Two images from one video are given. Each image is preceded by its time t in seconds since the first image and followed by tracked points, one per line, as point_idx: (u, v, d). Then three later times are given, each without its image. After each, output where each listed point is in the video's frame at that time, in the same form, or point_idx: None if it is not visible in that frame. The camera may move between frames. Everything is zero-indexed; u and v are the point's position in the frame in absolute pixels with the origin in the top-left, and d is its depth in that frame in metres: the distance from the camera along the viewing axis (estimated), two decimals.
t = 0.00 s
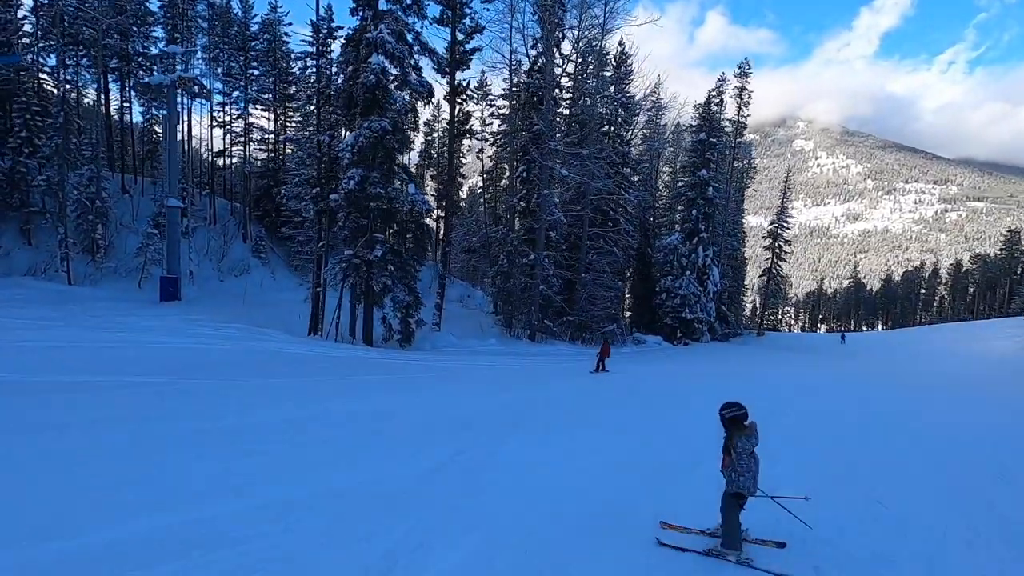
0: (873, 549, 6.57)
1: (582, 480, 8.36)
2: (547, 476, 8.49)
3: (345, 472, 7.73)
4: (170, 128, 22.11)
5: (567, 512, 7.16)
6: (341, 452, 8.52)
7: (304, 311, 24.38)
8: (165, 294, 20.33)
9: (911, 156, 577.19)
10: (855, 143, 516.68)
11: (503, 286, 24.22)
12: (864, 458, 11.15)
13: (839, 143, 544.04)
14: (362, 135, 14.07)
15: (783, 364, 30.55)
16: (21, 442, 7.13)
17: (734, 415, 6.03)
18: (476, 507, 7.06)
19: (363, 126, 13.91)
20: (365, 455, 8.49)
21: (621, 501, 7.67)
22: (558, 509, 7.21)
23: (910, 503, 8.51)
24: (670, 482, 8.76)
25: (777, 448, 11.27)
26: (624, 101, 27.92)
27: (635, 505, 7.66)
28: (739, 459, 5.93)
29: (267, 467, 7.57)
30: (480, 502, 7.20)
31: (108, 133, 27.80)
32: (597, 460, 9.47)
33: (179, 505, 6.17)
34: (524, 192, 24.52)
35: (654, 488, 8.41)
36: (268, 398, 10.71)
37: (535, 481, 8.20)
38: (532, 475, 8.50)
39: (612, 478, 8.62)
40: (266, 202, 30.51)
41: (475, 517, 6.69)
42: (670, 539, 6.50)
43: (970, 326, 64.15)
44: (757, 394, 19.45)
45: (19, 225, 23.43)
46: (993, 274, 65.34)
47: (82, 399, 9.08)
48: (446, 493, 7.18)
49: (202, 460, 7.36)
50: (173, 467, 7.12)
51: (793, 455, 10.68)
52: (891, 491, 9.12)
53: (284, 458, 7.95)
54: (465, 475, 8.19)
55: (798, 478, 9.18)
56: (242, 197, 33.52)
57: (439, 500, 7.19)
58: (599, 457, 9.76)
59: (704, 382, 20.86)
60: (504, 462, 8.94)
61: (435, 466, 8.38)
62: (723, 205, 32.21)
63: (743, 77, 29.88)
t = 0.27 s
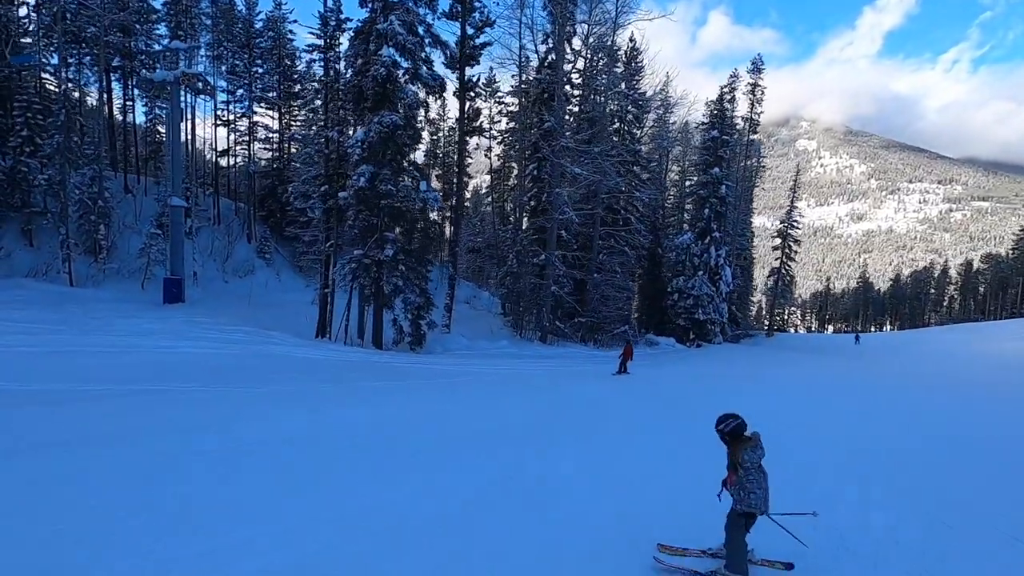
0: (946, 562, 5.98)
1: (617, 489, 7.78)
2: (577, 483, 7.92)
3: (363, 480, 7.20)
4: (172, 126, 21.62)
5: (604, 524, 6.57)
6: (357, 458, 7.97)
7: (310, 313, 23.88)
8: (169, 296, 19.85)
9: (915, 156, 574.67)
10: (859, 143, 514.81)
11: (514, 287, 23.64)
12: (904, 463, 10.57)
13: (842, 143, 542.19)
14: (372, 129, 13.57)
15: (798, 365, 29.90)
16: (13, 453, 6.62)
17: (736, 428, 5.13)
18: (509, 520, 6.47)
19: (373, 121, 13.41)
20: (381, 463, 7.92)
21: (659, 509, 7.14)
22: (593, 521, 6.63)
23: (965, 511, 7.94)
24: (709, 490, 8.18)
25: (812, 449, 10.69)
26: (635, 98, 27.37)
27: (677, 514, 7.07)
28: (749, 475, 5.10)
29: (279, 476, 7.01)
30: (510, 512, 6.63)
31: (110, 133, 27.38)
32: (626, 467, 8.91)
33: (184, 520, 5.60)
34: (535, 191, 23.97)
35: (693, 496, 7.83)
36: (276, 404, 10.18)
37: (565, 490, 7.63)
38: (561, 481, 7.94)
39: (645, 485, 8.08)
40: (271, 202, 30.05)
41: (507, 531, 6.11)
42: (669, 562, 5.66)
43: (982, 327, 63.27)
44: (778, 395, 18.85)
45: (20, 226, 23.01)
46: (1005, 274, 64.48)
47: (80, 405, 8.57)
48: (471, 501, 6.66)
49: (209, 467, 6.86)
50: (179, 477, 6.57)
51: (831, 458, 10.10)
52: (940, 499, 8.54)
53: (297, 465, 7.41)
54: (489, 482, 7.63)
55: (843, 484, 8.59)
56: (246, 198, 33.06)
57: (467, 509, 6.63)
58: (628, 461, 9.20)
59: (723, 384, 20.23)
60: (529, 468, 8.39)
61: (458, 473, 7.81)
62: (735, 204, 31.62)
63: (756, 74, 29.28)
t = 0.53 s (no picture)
0: None
1: (660, 496, 7.28)
2: (616, 489, 7.43)
3: (391, 487, 6.72)
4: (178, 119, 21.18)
5: (653, 537, 6.08)
6: (381, 463, 7.50)
7: (319, 310, 23.41)
8: (175, 292, 19.40)
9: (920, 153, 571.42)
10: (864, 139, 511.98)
11: (526, 284, 23.11)
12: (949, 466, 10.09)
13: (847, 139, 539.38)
14: (387, 119, 13.07)
15: (813, 363, 29.36)
16: (17, 458, 6.16)
17: (766, 439, 4.53)
18: (552, 533, 5.97)
19: (389, 110, 12.91)
20: (407, 468, 7.44)
21: (708, 517, 6.66)
22: (641, 533, 6.14)
23: None
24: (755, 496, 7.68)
25: (854, 451, 10.17)
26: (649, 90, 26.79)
27: (728, 524, 6.59)
28: (778, 492, 4.53)
29: (302, 483, 6.54)
30: (552, 524, 6.15)
31: (115, 126, 26.93)
32: (663, 471, 8.41)
33: (203, 537, 5.13)
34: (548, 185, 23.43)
35: (741, 503, 7.33)
36: (292, 404, 9.71)
37: (605, 497, 7.14)
38: (599, 487, 7.45)
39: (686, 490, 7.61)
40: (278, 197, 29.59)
41: (550, 546, 5.64)
42: None
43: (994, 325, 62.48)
44: (801, 395, 18.31)
45: (23, 220, 22.58)
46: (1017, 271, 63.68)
47: (87, 406, 8.11)
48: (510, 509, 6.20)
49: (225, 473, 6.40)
50: (195, 486, 6.11)
51: (876, 460, 9.59)
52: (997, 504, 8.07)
53: (319, 471, 6.94)
54: (524, 489, 7.14)
55: (894, 488, 8.11)
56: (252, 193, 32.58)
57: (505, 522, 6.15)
58: (665, 464, 8.70)
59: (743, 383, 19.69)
60: (563, 473, 7.90)
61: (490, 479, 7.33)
62: (749, 199, 31.03)
63: (772, 66, 28.65)
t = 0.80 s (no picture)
0: None
1: (708, 500, 6.86)
2: (660, 492, 7.00)
3: (424, 490, 6.31)
4: (183, 113, 20.73)
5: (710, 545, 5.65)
6: (410, 464, 7.08)
7: (327, 308, 22.99)
8: (182, 290, 18.97)
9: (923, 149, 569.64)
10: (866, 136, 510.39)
11: (540, 281, 22.67)
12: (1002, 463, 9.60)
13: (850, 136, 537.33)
14: (403, 109, 12.61)
15: (829, 361, 28.84)
16: (26, 460, 5.77)
17: (813, 444, 3.98)
18: (601, 540, 5.55)
19: (406, 100, 12.43)
20: (438, 469, 7.03)
21: (767, 526, 6.20)
22: (696, 541, 5.71)
23: None
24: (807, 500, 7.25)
25: (897, 450, 9.72)
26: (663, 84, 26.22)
27: (785, 531, 6.16)
28: (833, 503, 3.96)
29: (330, 486, 6.13)
30: (601, 530, 5.72)
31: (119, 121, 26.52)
32: (705, 473, 7.98)
33: (230, 545, 4.72)
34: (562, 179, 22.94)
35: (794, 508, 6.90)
36: (310, 404, 9.30)
37: (649, 501, 6.72)
38: (642, 490, 7.02)
39: (736, 494, 7.17)
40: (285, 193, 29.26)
41: (598, 556, 5.24)
42: None
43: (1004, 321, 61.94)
44: (824, 393, 17.85)
45: (27, 217, 22.16)
46: None
47: (98, 405, 7.71)
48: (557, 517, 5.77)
49: (251, 481, 5.98)
50: (218, 489, 5.70)
51: (923, 461, 9.14)
52: None
53: (346, 473, 6.53)
54: (564, 492, 6.72)
55: (954, 488, 7.66)
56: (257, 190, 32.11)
57: (550, 529, 5.72)
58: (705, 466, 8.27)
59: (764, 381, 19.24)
60: (602, 475, 7.47)
61: (526, 482, 6.92)
62: (763, 194, 30.51)
63: (786, 59, 28.09)
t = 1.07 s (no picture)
0: None
1: (761, 504, 6.43)
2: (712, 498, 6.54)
3: (463, 496, 5.85)
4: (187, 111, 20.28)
5: (779, 556, 5.19)
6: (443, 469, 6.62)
7: (335, 310, 22.54)
8: (188, 292, 18.52)
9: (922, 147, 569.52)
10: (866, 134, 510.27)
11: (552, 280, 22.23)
12: None
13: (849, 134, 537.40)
14: (419, 102, 12.17)
15: (844, 359, 28.38)
16: (34, 466, 5.33)
17: (887, 443, 3.38)
18: (662, 549, 5.09)
19: (422, 92, 12.00)
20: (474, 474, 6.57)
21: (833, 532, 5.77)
22: (764, 552, 5.25)
23: None
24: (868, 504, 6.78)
25: (946, 451, 9.27)
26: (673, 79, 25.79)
27: (855, 540, 5.69)
28: (917, 510, 3.36)
29: (363, 493, 5.68)
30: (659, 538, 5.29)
31: (121, 121, 26.10)
32: (753, 476, 7.52)
33: (261, 558, 4.26)
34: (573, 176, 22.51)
35: (857, 513, 6.44)
36: (330, 407, 8.84)
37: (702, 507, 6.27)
38: (693, 495, 6.57)
39: (790, 498, 6.75)
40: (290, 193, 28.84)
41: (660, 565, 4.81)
42: None
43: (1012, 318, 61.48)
44: (849, 392, 17.39)
45: (29, 219, 21.73)
46: None
47: (108, 408, 7.27)
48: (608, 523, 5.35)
49: (278, 488, 5.54)
50: (242, 496, 5.25)
51: (977, 462, 8.67)
52: None
53: (378, 478, 6.07)
54: (611, 497, 6.26)
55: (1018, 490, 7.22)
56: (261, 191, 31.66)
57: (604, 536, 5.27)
58: (751, 469, 7.81)
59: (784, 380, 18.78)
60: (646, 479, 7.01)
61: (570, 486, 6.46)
62: (775, 191, 30.08)
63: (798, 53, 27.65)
